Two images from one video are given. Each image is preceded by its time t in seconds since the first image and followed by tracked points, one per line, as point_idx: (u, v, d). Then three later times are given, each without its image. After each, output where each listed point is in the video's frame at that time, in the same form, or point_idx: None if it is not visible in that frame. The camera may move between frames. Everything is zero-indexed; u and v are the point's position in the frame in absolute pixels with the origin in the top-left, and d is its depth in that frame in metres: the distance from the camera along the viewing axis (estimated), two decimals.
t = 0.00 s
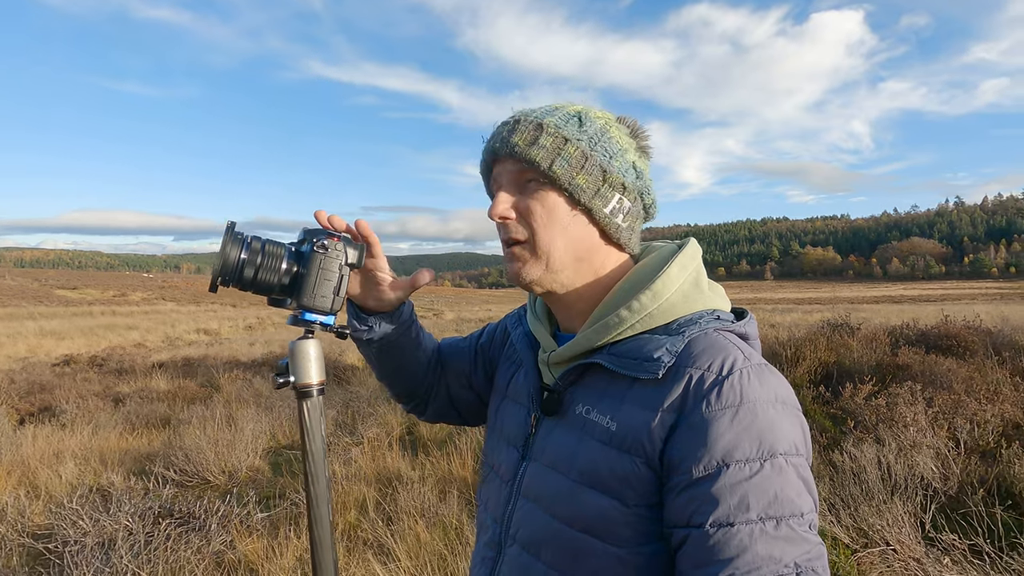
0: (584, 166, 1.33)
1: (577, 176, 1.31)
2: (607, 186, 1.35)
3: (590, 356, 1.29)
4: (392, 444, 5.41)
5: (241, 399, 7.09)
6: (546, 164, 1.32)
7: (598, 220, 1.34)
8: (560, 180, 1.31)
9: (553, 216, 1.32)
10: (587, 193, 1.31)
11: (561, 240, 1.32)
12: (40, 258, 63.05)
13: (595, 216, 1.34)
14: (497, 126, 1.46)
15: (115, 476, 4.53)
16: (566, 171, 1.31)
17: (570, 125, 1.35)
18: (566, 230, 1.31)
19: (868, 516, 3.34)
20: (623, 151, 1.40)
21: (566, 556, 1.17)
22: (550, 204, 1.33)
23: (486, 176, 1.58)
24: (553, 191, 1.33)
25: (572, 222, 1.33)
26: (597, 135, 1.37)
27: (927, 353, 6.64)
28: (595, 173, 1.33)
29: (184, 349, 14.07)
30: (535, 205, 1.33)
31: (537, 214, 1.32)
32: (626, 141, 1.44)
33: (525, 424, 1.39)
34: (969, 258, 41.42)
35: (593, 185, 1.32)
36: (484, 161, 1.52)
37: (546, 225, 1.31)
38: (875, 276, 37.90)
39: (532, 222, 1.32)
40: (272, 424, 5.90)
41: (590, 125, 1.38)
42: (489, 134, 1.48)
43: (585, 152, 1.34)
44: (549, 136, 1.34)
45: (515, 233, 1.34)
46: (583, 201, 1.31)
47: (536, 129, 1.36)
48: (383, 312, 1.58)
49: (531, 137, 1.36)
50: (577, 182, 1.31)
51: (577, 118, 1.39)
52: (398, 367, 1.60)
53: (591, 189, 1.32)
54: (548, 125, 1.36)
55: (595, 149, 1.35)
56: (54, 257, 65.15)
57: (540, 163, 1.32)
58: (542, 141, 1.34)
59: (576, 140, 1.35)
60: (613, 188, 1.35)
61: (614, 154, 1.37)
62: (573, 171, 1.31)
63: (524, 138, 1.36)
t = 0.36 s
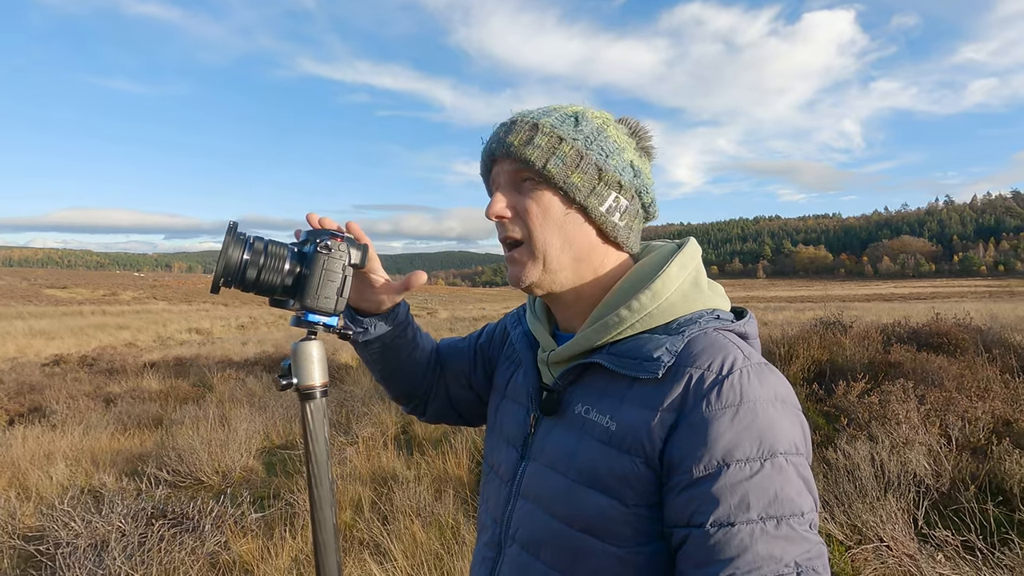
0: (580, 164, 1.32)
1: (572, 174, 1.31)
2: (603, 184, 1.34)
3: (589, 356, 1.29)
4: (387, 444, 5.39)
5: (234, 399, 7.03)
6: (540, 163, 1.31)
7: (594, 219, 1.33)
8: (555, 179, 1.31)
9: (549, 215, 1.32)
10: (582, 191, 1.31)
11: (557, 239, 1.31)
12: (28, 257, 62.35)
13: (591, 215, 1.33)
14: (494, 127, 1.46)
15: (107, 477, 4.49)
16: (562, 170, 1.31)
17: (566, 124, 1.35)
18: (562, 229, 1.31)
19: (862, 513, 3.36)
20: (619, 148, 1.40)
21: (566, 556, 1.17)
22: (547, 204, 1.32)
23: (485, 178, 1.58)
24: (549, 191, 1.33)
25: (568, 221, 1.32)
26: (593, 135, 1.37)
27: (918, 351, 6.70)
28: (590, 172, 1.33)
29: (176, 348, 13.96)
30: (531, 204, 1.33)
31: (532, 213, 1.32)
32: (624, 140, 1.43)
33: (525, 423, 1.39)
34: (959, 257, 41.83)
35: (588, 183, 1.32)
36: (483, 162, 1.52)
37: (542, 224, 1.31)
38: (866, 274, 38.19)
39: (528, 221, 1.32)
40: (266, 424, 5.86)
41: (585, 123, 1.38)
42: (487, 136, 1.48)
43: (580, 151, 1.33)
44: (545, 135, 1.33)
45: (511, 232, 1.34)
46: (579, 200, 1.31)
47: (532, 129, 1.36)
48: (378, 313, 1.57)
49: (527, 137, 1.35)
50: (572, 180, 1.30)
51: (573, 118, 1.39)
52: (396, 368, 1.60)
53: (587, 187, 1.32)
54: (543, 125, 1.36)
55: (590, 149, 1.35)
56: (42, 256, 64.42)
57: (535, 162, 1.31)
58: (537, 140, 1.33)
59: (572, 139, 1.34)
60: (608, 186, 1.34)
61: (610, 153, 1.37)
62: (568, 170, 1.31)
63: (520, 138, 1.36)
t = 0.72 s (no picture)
0: (581, 162, 1.32)
1: (574, 174, 1.31)
2: (604, 184, 1.34)
3: (589, 355, 1.29)
4: (388, 445, 5.39)
5: (234, 400, 7.03)
6: (543, 163, 1.32)
7: (595, 219, 1.33)
8: (557, 178, 1.31)
9: (550, 214, 1.32)
10: (584, 191, 1.31)
11: (559, 239, 1.31)
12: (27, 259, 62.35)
13: (592, 215, 1.33)
14: (495, 126, 1.46)
15: (107, 479, 4.48)
16: (564, 169, 1.31)
17: (567, 124, 1.35)
18: (564, 229, 1.31)
19: (863, 513, 3.36)
20: (619, 148, 1.40)
21: (567, 556, 1.17)
22: (548, 203, 1.33)
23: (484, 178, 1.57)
24: (550, 190, 1.33)
25: (569, 221, 1.32)
26: (594, 134, 1.37)
27: (918, 352, 6.70)
28: (592, 171, 1.33)
29: (177, 350, 13.96)
30: (533, 204, 1.33)
31: (534, 213, 1.32)
32: (624, 140, 1.43)
33: (524, 423, 1.39)
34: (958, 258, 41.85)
35: (589, 183, 1.32)
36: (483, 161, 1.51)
37: (544, 223, 1.31)
38: (866, 276, 38.19)
39: (530, 221, 1.32)
40: (267, 425, 5.86)
41: (586, 123, 1.38)
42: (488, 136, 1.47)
43: (582, 151, 1.34)
44: (547, 135, 1.34)
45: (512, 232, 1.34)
46: (580, 199, 1.31)
47: (533, 128, 1.36)
48: (378, 315, 1.58)
49: (529, 136, 1.35)
50: (574, 180, 1.31)
51: (574, 117, 1.39)
52: (396, 368, 1.60)
53: (588, 187, 1.32)
54: (545, 125, 1.36)
55: (591, 148, 1.35)
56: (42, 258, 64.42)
57: (537, 161, 1.32)
58: (539, 140, 1.33)
59: (573, 138, 1.35)
60: (609, 186, 1.35)
61: (612, 153, 1.37)
62: (570, 170, 1.31)
63: (522, 137, 1.36)
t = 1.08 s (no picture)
0: (592, 165, 1.34)
1: (583, 177, 1.33)
2: (611, 188, 1.37)
3: (588, 356, 1.29)
4: (394, 448, 5.40)
5: (242, 403, 7.08)
6: (552, 164, 1.32)
7: (600, 222, 1.35)
8: (566, 181, 1.32)
9: (560, 216, 1.32)
10: (591, 194, 1.33)
11: (567, 241, 1.32)
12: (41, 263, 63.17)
13: (598, 218, 1.35)
14: (499, 125, 1.45)
15: (117, 480, 4.52)
16: (573, 172, 1.32)
17: (576, 126, 1.36)
18: (572, 231, 1.32)
19: (872, 518, 3.32)
20: (624, 152, 1.42)
21: (566, 556, 1.17)
22: (557, 205, 1.33)
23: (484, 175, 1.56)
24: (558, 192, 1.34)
25: (577, 223, 1.33)
26: (601, 138, 1.39)
27: (929, 356, 6.63)
28: (599, 175, 1.35)
29: (186, 353, 14.07)
30: (542, 205, 1.33)
31: (543, 215, 1.32)
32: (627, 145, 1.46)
33: (524, 424, 1.40)
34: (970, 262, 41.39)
35: (597, 187, 1.34)
36: (485, 159, 1.51)
37: (553, 225, 1.31)
38: (876, 279, 37.84)
39: (539, 222, 1.32)
40: (274, 428, 5.89)
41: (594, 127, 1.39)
42: (492, 134, 1.47)
43: (591, 154, 1.35)
44: (556, 137, 1.35)
45: (520, 232, 1.32)
46: (588, 203, 1.33)
47: (542, 130, 1.37)
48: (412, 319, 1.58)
49: (538, 138, 1.36)
50: (583, 183, 1.33)
51: (582, 120, 1.40)
52: (405, 370, 1.61)
53: (595, 191, 1.34)
54: (554, 126, 1.37)
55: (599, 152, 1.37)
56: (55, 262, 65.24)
57: (546, 163, 1.32)
58: (549, 142, 1.34)
59: (582, 141, 1.36)
60: (615, 190, 1.37)
61: (618, 157, 1.39)
62: (579, 173, 1.33)
63: (531, 138, 1.36)
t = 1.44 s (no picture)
0: (627, 173, 1.40)
1: (621, 181, 1.38)
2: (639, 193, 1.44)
3: (588, 355, 1.29)
4: (396, 443, 5.41)
5: (244, 398, 7.10)
6: (597, 165, 1.34)
7: (626, 225, 1.41)
8: (607, 183, 1.36)
9: (595, 216, 1.34)
10: (625, 198, 1.39)
11: (599, 242, 1.35)
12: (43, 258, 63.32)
13: (625, 220, 1.41)
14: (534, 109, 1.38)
15: (120, 475, 4.54)
16: (614, 175, 1.37)
17: (618, 127, 1.39)
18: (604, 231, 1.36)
19: (873, 514, 3.32)
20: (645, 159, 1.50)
21: (565, 556, 1.17)
22: (594, 205, 1.35)
23: (498, 156, 1.49)
24: (596, 192, 1.36)
25: (608, 225, 1.37)
26: (634, 142, 1.44)
27: (931, 351, 6.61)
28: (632, 179, 1.41)
29: (188, 348, 14.11)
30: (580, 202, 1.33)
31: (582, 213, 1.32)
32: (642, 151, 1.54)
33: (524, 423, 1.39)
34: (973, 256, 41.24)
35: (630, 191, 1.40)
36: (508, 139, 1.43)
37: (590, 225, 1.32)
38: (878, 274, 37.74)
39: (577, 220, 1.31)
40: (277, 423, 5.91)
41: (628, 130, 1.44)
42: (523, 117, 1.40)
43: (628, 157, 1.40)
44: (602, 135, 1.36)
45: (557, 230, 1.30)
46: (621, 206, 1.39)
47: (588, 125, 1.36)
48: (377, 315, 1.59)
49: (585, 133, 1.35)
50: (620, 187, 1.38)
51: (617, 120, 1.42)
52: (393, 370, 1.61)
53: (627, 194, 1.40)
54: (598, 124, 1.37)
55: (633, 156, 1.42)
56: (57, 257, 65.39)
57: (593, 161, 1.33)
58: (597, 139, 1.35)
59: (622, 144, 1.40)
60: (641, 195, 1.44)
61: (645, 162, 1.46)
62: (619, 176, 1.37)
63: (578, 133, 1.34)
